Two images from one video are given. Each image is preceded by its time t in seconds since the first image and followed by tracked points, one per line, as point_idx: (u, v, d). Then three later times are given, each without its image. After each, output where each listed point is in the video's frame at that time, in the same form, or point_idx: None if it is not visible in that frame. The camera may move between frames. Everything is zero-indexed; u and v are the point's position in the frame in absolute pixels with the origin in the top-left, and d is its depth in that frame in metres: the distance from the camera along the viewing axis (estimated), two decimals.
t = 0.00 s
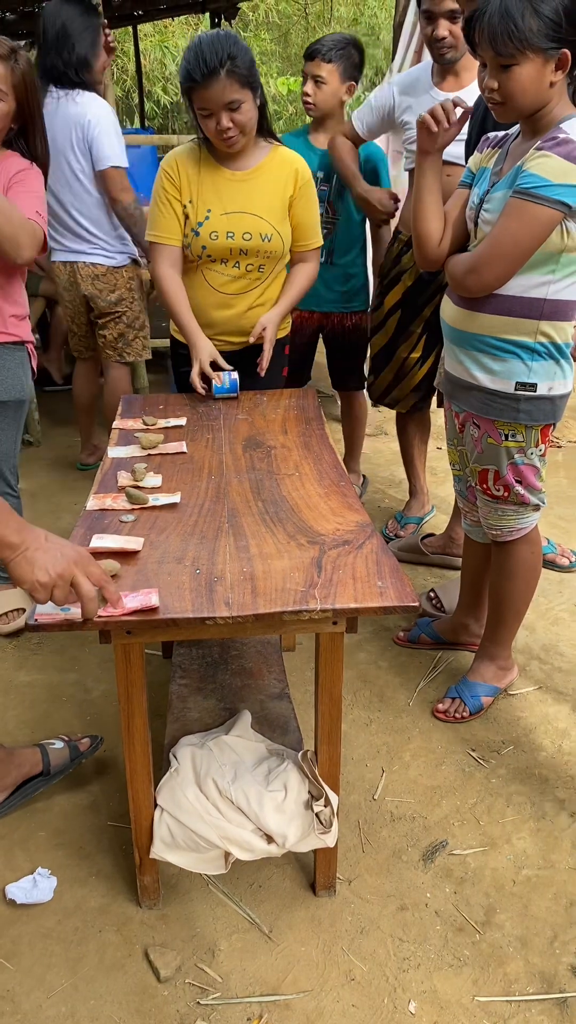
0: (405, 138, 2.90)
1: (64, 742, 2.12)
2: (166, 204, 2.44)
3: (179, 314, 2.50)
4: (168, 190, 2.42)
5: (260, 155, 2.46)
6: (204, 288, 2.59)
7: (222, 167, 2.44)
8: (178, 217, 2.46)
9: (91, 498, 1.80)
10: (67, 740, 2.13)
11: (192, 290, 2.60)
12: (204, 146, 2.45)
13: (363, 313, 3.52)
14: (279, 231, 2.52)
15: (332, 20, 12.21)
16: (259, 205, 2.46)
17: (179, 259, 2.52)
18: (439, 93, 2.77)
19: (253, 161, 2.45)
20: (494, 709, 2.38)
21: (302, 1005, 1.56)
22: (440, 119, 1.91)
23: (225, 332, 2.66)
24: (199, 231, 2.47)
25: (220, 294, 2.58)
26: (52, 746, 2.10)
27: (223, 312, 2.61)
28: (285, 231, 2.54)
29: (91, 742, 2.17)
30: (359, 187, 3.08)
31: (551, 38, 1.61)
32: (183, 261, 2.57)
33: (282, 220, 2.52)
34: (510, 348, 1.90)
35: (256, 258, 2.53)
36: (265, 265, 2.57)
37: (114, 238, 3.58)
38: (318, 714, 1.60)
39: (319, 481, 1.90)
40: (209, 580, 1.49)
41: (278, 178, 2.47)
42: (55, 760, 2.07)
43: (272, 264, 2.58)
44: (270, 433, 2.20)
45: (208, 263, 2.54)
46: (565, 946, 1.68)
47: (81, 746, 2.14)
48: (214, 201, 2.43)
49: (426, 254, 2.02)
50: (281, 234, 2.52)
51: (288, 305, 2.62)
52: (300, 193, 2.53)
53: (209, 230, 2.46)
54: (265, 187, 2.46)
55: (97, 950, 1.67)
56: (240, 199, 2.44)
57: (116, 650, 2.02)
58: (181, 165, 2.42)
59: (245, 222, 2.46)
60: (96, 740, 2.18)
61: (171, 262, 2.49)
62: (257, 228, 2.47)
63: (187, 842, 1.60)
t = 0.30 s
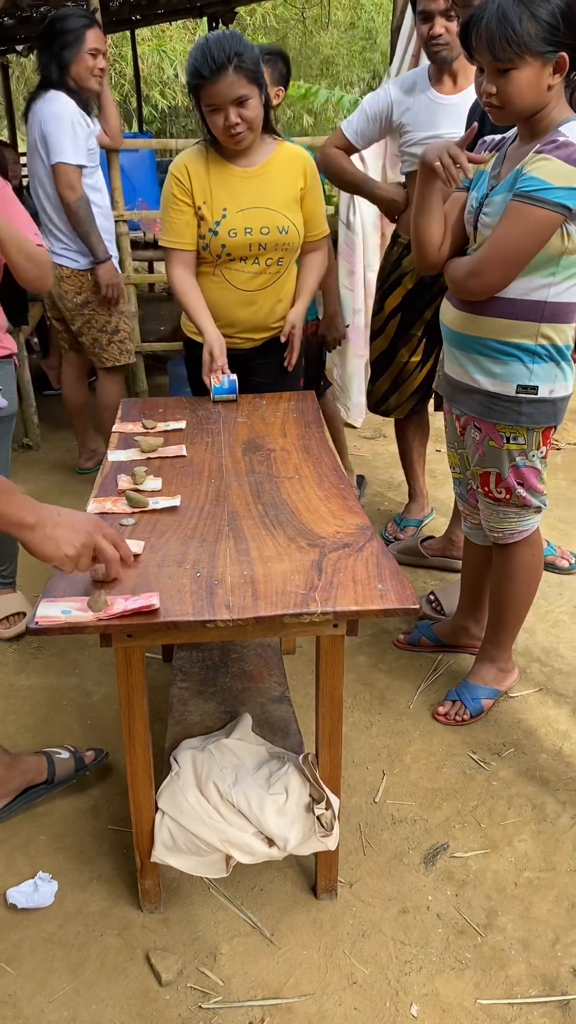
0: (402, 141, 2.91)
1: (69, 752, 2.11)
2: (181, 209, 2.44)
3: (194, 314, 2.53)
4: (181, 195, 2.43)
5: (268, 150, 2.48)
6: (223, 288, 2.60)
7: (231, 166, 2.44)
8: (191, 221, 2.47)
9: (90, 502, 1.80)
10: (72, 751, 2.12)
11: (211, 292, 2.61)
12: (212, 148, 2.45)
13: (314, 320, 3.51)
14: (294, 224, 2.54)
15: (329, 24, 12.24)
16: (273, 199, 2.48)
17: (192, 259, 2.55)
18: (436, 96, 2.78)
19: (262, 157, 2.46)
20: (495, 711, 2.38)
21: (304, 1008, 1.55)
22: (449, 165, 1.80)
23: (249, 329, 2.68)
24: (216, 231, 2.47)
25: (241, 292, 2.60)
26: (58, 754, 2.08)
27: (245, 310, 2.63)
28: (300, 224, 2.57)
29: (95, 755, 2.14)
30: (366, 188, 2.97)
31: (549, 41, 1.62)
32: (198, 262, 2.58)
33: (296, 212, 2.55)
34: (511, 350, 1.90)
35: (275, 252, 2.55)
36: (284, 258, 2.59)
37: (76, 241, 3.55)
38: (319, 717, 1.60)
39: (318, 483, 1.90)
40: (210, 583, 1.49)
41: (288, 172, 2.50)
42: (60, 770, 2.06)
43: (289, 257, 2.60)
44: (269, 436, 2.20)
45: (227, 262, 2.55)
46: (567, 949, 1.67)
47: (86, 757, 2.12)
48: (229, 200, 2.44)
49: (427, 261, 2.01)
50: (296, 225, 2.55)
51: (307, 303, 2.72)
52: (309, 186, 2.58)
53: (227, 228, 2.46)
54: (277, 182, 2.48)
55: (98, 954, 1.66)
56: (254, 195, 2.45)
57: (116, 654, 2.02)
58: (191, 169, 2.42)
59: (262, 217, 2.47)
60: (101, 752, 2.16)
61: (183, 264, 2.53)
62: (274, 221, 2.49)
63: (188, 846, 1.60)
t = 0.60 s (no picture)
0: (400, 144, 2.90)
1: (72, 762, 2.10)
2: (204, 206, 2.45)
3: (208, 315, 2.56)
4: (203, 194, 2.44)
5: (291, 146, 2.48)
6: (252, 286, 2.57)
7: (254, 161, 2.44)
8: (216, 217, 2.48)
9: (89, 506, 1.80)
10: (75, 761, 2.11)
11: (239, 290, 2.58)
12: (235, 146, 2.47)
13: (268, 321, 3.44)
14: (320, 216, 2.52)
15: (327, 28, 12.28)
16: (298, 192, 2.46)
17: (211, 258, 2.56)
18: (432, 98, 2.78)
19: (285, 154, 2.46)
20: (494, 714, 2.38)
21: (303, 1012, 1.55)
22: (451, 165, 1.80)
23: (281, 326, 2.65)
24: (242, 225, 2.45)
25: (269, 288, 2.57)
26: (61, 763, 2.08)
27: (275, 306, 2.60)
28: (326, 217, 2.55)
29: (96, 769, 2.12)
30: (364, 193, 2.96)
31: (554, 40, 1.63)
32: (226, 264, 2.57)
33: (321, 206, 2.53)
34: (511, 352, 1.90)
35: (301, 245, 2.52)
36: (311, 252, 2.55)
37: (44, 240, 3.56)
38: (318, 720, 1.60)
39: (316, 486, 1.90)
40: (208, 586, 1.49)
41: (312, 166, 2.49)
42: (61, 776, 2.06)
43: (317, 252, 2.58)
44: (267, 438, 2.20)
45: (253, 259, 2.52)
46: (567, 952, 1.67)
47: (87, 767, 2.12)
48: (253, 194, 2.43)
49: (428, 262, 2.00)
50: (322, 218, 2.54)
51: (335, 309, 2.72)
52: (335, 180, 2.56)
53: (252, 221, 2.44)
54: (300, 175, 2.47)
55: (97, 959, 1.66)
56: (278, 189, 2.44)
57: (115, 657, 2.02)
58: (213, 166, 2.43)
59: (286, 209, 2.46)
60: (102, 766, 2.13)
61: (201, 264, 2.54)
62: (299, 213, 2.47)
63: (187, 850, 1.59)
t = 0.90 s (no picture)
0: (399, 148, 2.90)
1: (71, 765, 2.10)
2: (226, 207, 2.49)
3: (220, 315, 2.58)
4: (225, 195, 2.47)
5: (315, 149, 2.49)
6: (271, 289, 2.56)
7: (280, 162, 2.46)
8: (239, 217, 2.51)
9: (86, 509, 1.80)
10: (74, 764, 2.11)
11: (260, 291, 2.58)
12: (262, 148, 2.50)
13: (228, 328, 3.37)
14: (341, 220, 2.50)
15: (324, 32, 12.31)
16: (319, 194, 2.46)
17: (233, 259, 2.58)
18: (432, 104, 2.79)
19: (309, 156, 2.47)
20: (493, 717, 2.38)
21: (302, 1016, 1.55)
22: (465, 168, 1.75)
23: (300, 330, 2.62)
24: (261, 225, 2.46)
25: (288, 291, 2.55)
26: (60, 766, 2.08)
27: (294, 310, 2.58)
28: (347, 221, 2.53)
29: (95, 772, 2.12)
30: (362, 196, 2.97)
31: (561, 38, 1.65)
32: (247, 268, 2.58)
33: (343, 209, 2.51)
34: (508, 355, 1.91)
35: (320, 248, 2.50)
36: (331, 256, 2.53)
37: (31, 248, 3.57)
38: (317, 723, 1.60)
39: (315, 489, 1.90)
40: (206, 590, 1.48)
41: (335, 169, 2.49)
42: (61, 780, 2.06)
43: (338, 256, 2.55)
44: (266, 442, 2.20)
45: (272, 262, 2.52)
46: (567, 955, 1.67)
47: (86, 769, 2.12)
48: (275, 194, 2.44)
49: (429, 265, 1.99)
50: (344, 222, 2.52)
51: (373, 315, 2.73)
52: (361, 186, 2.54)
53: (270, 222, 2.45)
54: (323, 177, 2.47)
55: (96, 964, 1.65)
56: (299, 190, 2.45)
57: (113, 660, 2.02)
58: (238, 167, 2.46)
59: (306, 211, 2.45)
60: (102, 771, 2.13)
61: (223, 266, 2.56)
62: (319, 215, 2.46)
63: (186, 854, 1.59)
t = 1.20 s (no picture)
0: (396, 147, 2.91)
1: (71, 769, 2.10)
2: (238, 205, 2.51)
3: (223, 314, 2.61)
4: (238, 193, 2.50)
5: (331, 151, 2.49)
6: (279, 290, 2.57)
7: (294, 163, 2.47)
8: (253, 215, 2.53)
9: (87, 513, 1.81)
10: (74, 768, 2.11)
11: (270, 291, 2.59)
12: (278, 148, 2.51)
13: (184, 349, 3.37)
14: (351, 224, 2.51)
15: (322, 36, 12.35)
16: (331, 196, 2.46)
17: (243, 259, 2.61)
18: (430, 105, 2.80)
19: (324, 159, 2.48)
20: (493, 720, 2.38)
21: (302, 1018, 1.55)
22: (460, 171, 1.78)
23: (307, 331, 2.63)
24: (272, 225, 2.48)
25: (296, 293, 2.56)
26: (61, 770, 2.08)
27: (302, 312, 2.59)
28: (358, 226, 2.53)
29: (96, 777, 2.12)
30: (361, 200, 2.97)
31: (557, 47, 1.65)
32: (257, 267, 2.60)
33: (354, 213, 2.52)
34: (505, 359, 1.92)
35: (329, 251, 2.50)
36: (340, 260, 2.53)
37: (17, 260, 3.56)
38: (317, 726, 1.60)
39: (315, 492, 1.90)
40: (207, 593, 1.49)
41: (349, 172, 2.49)
42: (61, 784, 2.06)
43: (347, 260, 2.55)
44: (266, 445, 2.20)
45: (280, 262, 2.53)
46: (568, 958, 1.67)
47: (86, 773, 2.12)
48: (288, 195, 2.45)
49: (428, 267, 2.00)
50: (354, 226, 2.52)
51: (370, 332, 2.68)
52: (374, 190, 2.53)
53: (280, 222, 2.46)
54: (337, 179, 2.47)
55: (96, 968, 1.65)
56: (311, 192, 2.45)
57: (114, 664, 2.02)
58: (254, 166, 2.48)
59: (318, 213, 2.46)
60: (102, 774, 2.13)
61: (231, 266, 2.60)
62: (329, 218, 2.46)
63: (187, 856, 1.59)
